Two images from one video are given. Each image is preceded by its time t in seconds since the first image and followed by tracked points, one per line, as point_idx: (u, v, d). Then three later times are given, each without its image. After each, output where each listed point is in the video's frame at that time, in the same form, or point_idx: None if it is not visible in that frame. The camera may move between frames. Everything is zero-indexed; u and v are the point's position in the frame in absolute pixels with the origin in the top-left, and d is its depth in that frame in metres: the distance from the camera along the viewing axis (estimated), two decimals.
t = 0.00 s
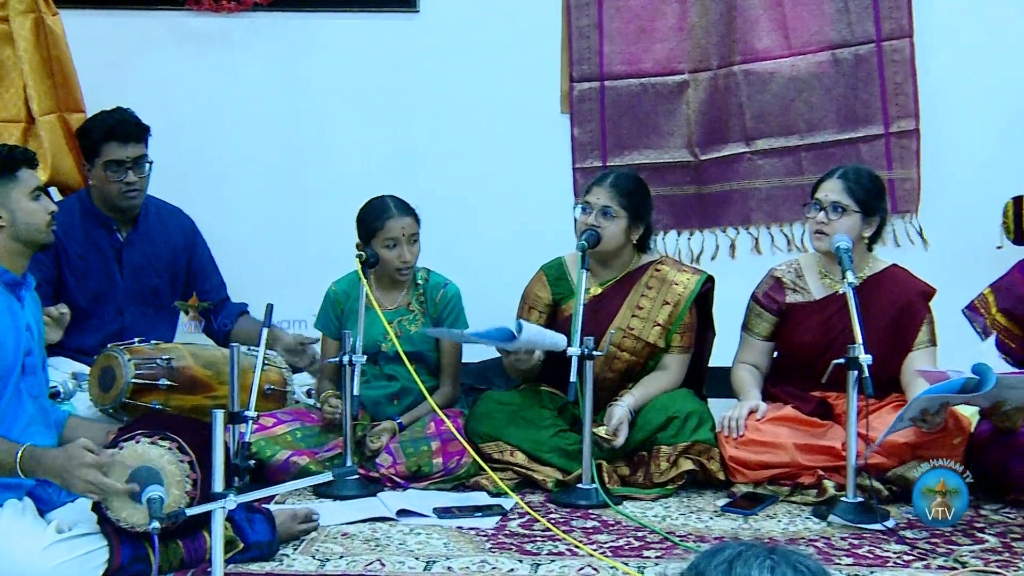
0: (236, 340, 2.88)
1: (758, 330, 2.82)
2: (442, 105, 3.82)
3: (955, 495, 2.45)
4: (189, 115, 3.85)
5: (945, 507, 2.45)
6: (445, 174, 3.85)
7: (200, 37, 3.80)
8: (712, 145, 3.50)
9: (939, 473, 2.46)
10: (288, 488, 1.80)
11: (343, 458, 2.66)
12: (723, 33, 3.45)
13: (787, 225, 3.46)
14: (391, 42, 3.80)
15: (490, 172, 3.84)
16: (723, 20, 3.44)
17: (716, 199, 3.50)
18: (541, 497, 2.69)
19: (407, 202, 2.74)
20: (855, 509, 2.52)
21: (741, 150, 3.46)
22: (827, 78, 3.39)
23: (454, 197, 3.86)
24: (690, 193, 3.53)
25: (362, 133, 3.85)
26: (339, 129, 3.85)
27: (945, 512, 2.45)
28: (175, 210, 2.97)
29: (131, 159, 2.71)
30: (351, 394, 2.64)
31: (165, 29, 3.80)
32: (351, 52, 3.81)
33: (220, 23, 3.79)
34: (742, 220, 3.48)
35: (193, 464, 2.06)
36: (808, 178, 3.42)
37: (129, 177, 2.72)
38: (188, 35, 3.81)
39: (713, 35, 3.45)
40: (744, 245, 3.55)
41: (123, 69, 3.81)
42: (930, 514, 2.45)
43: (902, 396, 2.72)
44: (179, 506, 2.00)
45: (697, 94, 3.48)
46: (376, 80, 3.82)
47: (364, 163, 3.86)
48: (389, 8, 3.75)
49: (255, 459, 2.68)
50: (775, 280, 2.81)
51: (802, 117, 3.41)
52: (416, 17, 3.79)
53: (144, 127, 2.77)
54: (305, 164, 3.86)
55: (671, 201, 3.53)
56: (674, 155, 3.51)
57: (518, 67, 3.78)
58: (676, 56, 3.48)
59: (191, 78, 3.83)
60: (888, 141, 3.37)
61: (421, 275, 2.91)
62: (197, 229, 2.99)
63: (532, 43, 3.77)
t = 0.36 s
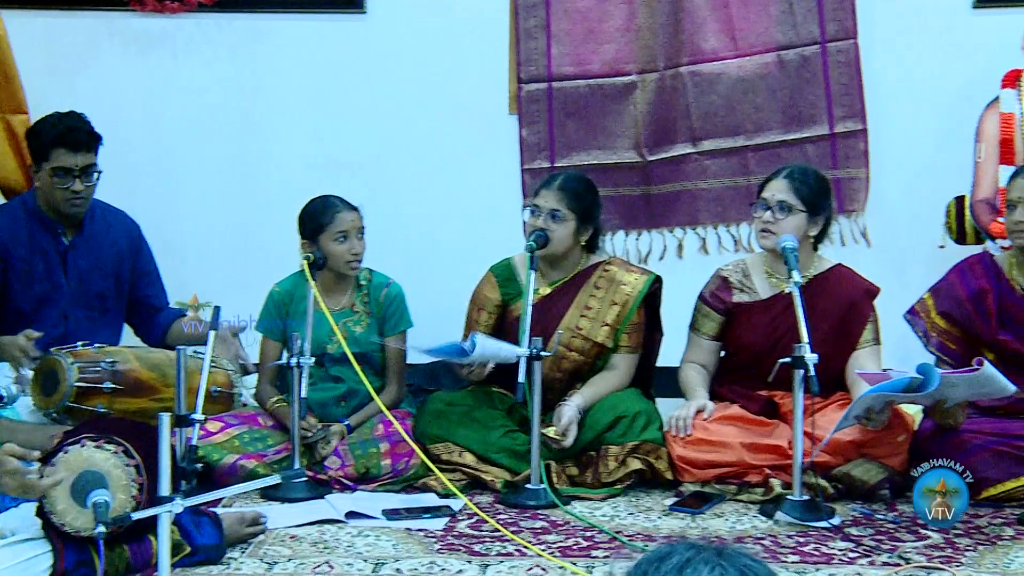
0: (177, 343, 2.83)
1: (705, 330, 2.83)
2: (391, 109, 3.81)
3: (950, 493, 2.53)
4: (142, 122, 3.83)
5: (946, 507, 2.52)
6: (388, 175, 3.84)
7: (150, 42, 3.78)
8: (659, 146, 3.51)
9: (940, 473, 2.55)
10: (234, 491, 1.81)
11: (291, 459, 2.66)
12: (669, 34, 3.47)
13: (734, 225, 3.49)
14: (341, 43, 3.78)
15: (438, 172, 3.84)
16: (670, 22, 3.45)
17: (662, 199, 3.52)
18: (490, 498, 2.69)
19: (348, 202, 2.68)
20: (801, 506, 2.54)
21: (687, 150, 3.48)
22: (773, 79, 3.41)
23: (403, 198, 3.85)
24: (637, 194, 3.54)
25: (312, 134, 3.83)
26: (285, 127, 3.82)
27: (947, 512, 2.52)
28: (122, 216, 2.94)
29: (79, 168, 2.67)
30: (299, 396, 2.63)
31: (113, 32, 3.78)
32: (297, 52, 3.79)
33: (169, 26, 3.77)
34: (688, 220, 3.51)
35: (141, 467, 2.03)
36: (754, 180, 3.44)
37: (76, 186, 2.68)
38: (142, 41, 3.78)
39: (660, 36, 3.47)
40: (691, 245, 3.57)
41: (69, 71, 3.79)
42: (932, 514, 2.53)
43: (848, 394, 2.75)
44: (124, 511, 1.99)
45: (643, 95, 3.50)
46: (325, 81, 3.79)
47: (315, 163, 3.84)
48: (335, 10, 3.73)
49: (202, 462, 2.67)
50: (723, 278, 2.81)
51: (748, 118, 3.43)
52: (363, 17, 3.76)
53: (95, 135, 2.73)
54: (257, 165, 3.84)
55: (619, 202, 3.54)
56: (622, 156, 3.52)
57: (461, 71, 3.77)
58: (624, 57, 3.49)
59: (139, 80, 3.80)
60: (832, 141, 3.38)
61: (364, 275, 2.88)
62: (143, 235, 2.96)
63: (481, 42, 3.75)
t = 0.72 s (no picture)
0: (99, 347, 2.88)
1: (639, 329, 2.84)
2: (346, 110, 3.73)
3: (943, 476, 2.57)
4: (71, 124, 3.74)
5: (946, 507, 2.52)
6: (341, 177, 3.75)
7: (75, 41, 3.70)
8: (591, 146, 3.54)
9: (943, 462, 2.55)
10: (170, 496, 1.82)
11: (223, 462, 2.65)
12: (601, 35, 3.50)
13: (667, 225, 3.51)
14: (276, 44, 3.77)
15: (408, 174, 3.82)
16: (602, 23, 3.49)
17: (594, 198, 3.54)
18: (426, 499, 2.69)
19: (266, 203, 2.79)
20: (734, 504, 2.56)
21: (620, 150, 3.51)
22: (704, 80, 3.46)
23: (370, 203, 3.77)
24: (571, 195, 3.55)
25: (249, 137, 3.75)
26: (231, 130, 3.74)
27: (946, 511, 2.53)
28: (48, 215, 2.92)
29: (15, 169, 2.65)
30: (232, 398, 2.61)
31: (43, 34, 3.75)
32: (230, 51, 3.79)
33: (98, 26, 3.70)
34: (619, 220, 3.54)
35: (69, 472, 2.03)
36: (687, 179, 3.48)
37: (11, 187, 2.66)
38: (69, 41, 3.70)
39: (591, 37, 3.50)
40: (624, 245, 3.58)
41: None
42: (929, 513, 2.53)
43: (779, 392, 2.77)
44: (54, 515, 1.97)
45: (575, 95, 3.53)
46: (259, 84, 3.72)
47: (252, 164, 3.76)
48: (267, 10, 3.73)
49: (133, 467, 2.64)
50: (656, 277, 2.83)
51: (680, 118, 3.48)
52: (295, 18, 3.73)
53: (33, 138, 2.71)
54: (192, 171, 3.76)
55: (553, 203, 3.55)
56: (555, 156, 3.53)
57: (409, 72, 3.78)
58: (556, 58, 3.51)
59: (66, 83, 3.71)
60: (763, 141, 3.45)
61: (286, 275, 2.89)
62: (69, 235, 2.95)
63: (419, 44, 3.73)
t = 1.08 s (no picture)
0: (37, 345, 2.70)
1: (577, 329, 2.84)
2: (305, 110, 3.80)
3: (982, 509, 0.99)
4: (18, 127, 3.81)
5: None
6: (340, 177, 3.84)
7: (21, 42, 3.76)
8: (528, 147, 3.55)
9: (937, 468, 1.03)
10: (100, 499, 1.79)
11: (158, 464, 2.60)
12: (536, 36, 3.52)
13: (603, 225, 3.52)
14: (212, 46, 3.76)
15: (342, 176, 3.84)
16: (536, 24, 3.50)
17: (530, 199, 3.55)
18: (363, 501, 2.68)
19: (200, 205, 2.80)
20: (670, 503, 2.58)
21: (556, 151, 3.53)
22: (639, 80, 3.47)
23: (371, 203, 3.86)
24: (508, 195, 3.56)
25: (211, 132, 3.83)
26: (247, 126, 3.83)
27: None
28: None
29: None
30: (165, 401, 2.61)
31: None
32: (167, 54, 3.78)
33: (44, 26, 3.76)
34: (558, 219, 3.53)
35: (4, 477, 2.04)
36: (622, 179, 3.49)
37: None
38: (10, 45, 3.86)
39: (527, 38, 3.52)
40: (561, 246, 3.58)
41: None
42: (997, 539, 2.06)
43: (714, 391, 2.79)
44: None
45: (512, 96, 3.53)
46: (210, 79, 3.81)
47: (220, 161, 3.85)
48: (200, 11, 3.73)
49: (66, 471, 2.63)
50: (594, 277, 2.83)
51: (615, 119, 3.49)
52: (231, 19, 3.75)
53: None
54: (142, 170, 3.83)
55: (489, 204, 3.55)
56: (491, 157, 3.54)
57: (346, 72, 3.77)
58: (492, 58, 3.52)
59: (14, 84, 3.78)
60: (699, 142, 3.46)
61: (222, 277, 2.88)
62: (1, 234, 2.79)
63: (358, 51, 3.80)
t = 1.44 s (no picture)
0: None
1: (524, 329, 2.84)
2: (253, 111, 3.79)
3: (984, 514, 1.09)
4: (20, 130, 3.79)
5: None
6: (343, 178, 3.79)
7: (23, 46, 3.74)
8: (475, 148, 3.58)
9: (939, 469, 1.12)
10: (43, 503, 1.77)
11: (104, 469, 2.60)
12: (482, 38, 3.54)
13: (549, 226, 3.59)
14: (158, 47, 3.75)
15: (291, 177, 3.82)
16: (482, 26, 3.53)
17: (477, 201, 3.59)
18: (310, 503, 2.68)
19: (147, 207, 2.78)
20: (617, 503, 2.59)
21: (502, 152, 3.57)
22: (585, 82, 3.54)
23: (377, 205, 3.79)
24: (455, 197, 3.59)
25: (209, 132, 3.80)
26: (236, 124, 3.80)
27: None
28: None
29: None
30: (110, 405, 2.58)
31: None
32: (112, 55, 3.76)
33: (46, 29, 3.74)
34: (506, 221, 3.59)
35: None
36: (569, 181, 3.56)
37: None
38: None
39: (473, 40, 3.54)
40: (507, 248, 3.64)
41: None
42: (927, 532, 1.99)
43: (661, 391, 2.81)
44: None
45: (459, 97, 3.56)
46: (198, 79, 3.76)
47: (217, 161, 3.81)
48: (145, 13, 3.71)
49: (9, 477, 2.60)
50: (541, 279, 2.84)
51: (561, 121, 3.55)
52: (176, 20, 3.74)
53: None
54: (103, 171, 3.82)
55: (436, 206, 3.58)
56: (437, 159, 3.57)
57: (294, 74, 3.77)
58: (439, 59, 3.54)
59: (13, 87, 3.77)
60: (644, 144, 3.55)
61: (167, 280, 2.86)
62: None
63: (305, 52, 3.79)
